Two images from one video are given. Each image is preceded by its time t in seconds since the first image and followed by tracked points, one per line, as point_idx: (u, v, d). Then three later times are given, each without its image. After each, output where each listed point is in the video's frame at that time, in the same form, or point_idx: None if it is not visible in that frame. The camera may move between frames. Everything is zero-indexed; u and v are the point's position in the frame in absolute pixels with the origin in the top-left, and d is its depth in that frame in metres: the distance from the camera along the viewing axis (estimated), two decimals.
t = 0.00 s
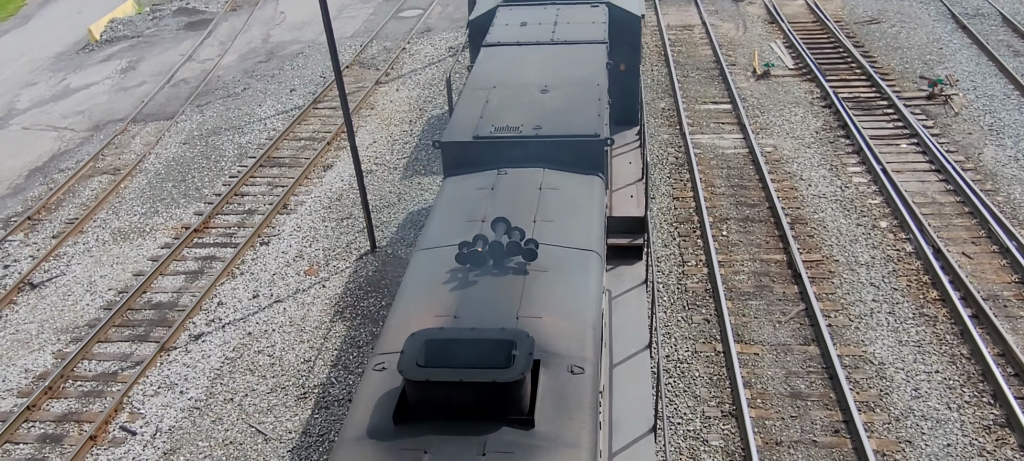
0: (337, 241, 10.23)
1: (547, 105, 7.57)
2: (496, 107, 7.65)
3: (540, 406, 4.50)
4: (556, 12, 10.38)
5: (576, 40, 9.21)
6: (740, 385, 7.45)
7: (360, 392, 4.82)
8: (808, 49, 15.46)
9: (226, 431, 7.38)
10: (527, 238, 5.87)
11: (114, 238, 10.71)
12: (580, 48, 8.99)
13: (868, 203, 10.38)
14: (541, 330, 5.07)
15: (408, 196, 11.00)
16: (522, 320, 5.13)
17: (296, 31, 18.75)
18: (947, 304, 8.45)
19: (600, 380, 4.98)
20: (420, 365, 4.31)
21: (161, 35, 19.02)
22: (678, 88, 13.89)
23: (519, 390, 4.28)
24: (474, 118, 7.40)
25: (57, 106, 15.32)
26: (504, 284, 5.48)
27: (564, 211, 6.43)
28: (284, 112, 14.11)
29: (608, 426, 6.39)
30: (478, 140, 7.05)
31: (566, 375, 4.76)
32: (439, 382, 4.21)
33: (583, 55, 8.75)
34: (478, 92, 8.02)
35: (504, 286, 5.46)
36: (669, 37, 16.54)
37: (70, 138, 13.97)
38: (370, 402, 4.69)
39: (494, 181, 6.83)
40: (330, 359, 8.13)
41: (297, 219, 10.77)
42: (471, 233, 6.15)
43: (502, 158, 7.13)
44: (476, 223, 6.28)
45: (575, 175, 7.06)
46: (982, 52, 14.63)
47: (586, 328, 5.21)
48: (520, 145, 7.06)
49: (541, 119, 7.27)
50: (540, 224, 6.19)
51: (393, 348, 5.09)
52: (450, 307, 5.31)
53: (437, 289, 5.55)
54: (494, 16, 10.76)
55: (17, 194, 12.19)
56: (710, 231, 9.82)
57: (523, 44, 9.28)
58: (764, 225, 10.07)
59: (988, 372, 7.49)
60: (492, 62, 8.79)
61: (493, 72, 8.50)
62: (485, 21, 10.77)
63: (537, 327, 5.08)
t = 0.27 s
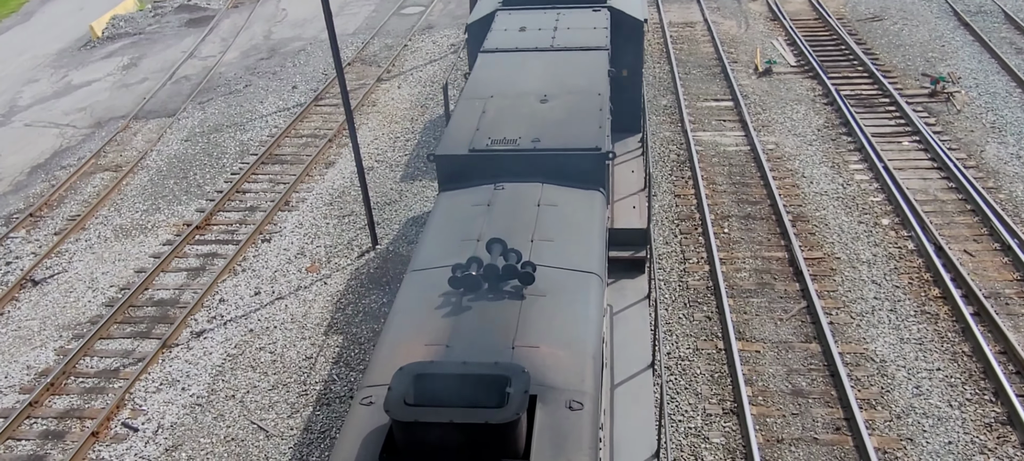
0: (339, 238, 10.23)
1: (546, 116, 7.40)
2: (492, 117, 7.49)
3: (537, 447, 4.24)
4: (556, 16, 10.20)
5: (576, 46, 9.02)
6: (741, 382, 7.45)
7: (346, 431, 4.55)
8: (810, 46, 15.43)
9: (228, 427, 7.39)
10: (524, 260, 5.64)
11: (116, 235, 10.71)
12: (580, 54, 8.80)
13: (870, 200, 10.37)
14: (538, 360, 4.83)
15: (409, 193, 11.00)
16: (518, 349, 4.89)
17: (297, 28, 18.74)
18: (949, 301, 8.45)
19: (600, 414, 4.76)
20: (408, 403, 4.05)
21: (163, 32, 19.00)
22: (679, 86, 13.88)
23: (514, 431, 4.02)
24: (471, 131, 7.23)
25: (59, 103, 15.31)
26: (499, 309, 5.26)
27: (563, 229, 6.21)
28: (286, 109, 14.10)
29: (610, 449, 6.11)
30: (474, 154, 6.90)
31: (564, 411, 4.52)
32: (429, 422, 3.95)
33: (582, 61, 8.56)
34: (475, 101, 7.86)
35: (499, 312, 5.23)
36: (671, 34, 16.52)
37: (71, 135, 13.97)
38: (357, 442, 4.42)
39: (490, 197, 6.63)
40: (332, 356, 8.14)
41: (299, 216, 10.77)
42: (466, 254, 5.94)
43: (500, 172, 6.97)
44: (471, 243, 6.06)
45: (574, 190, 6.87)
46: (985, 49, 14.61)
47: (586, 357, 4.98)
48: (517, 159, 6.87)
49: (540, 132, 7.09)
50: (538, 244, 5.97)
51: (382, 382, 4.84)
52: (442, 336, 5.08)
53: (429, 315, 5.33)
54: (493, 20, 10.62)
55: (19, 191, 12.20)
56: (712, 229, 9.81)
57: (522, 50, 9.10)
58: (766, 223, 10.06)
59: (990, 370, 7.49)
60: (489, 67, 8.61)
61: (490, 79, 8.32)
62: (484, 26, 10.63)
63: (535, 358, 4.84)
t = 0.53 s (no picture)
0: (340, 235, 10.24)
1: (544, 130, 7.21)
2: (488, 131, 7.28)
3: None
4: (556, 21, 9.99)
5: (576, 54, 8.81)
6: (742, 379, 7.45)
7: None
8: (812, 44, 15.41)
9: (229, 425, 7.39)
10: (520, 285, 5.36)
11: (117, 233, 10.72)
12: (579, 63, 8.58)
13: (871, 198, 10.36)
14: (533, 395, 4.55)
15: (410, 191, 11.00)
16: (512, 382, 4.62)
17: (298, 25, 18.72)
18: (950, 299, 8.44)
19: (601, 453, 4.47)
20: (394, 447, 4.05)
21: (164, 30, 18.99)
22: (681, 84, 13.86)
23: None
24: (467, 144, 7.04)
25: (60, 101, 15.31)
26: (493, 338, 4.99)
27: (561, 249, 5.96)
28: (287, 106, 14.10)
29: None
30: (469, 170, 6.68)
31: (561, 452, 4.23)
32: None
33: (582, 70, 8.37)
34: (471, 114, 7.65)
35: (493, 341, 4.95)
36: (672, 32, 16.50)
37: (72, 132, 13.97)
38: None
39: (485, 215, 6.38)
40: (333, 354, 8.14)
41: (300, 214, 10.77)
42: (459, 276, 5.67)
43: (497, 187, 6.77)
44: (465, 264, 5.79)
45: (573, 206, 6.63)
46: (986, 47, 14.59)
47: (585, 392, 4.69)
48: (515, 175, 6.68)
49: (538, 146, 6.89)
50: (534, 267, 5.70)
51: (366, 418, 4.56)
52: (433, 367, 4.80)
53: (419, 344, 5.05)
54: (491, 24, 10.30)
55: (20, 188, 12.20)
56: (713, 227, 9.81)
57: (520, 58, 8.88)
58: (767, 221, 10.06)
59: (991, 368, 7.49)
60: (486, 77, 8.43)
61: (488, 88, 8.13)
62: (482, 30, 10.27)
63: (531, 393, 4.56)
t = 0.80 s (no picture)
0: (340, 234, 10.24)
1: (542, 143, 6.84)
2: (484, 144, 6.91)
3: None
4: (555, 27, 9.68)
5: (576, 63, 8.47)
6: (742, 378, 7.45)
7: None
8: (813, 42, 15.40)
9: (230, 423, 7.40)
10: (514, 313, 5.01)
11: (119, 231, 10.72)
12: (579, 72, 8.24)
13: (872, 196, 10.35)
14: (528, 436, 4.19)
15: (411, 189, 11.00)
16: (506, 421, 4.26)
17: (299, 24, 18.72)
18: (951, 297, 8.44)
19: None
20: None
21: (165, 28, 18.99)
22: (682, 82, 13.86)
23: None
24: (460, 158, 6.67)
25: (62, 99, 15.32)
26: (485, 371, 4.64)
27: (559, 272, 5.58)
28: (288, 105, 14.10)
29: None
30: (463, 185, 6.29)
31: None
32: None
33: (583, 80, 8.02)
34: (466, 125, 7.28)
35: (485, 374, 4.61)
36: (674, 30, 16.50)
37: (74, 131, 13.98)
38: None
39: (479, 234, 6.02)
40: (334, 352, 8.14)
41: (301, 213, 10.78)
42: (450, 302, 5.31)
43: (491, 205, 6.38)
44: (456, 288, 5.43)
45: (572, 226, 6.25)
46: (987, 45, 14.57)
47: (583, 433, 4.32)
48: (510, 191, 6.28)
49: (535, 162, 6.52)
50: (529, 291, 5.34)
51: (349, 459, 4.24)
52: (420, 403, 4.47)
53: (406, 377, 4.72)
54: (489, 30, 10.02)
55: (22, 187, 12.21)
56: (713, 225, 9.81)
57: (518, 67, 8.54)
58: (768, 219, 10.05)
59: (992, 366, 7.49)
60: (483, 87, 8.11)
61: (484, 99, 7.80)
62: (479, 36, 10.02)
63: (525, 434, 4.20)
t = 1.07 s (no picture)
0: (341, 232, 10.24)
1: (539, 161, 6.55)
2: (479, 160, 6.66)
3: None
4: (554, 34, 9.54)
5: (574, 71, 8.32)
6: (743, 376, 7.46)
7: None
8: (814, 40, 15.38)
9: (231, 422, 7.40)
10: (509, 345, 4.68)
11: (120, 230, 10.73)
12: (576, 83, 8.03)
13: (873, 195, 10.35)
14: None
15: (413, 187, 11.00)
16: None
17: (300, 22, 18.71)
18: (952, 296, 8.44)
19: None
20: None
21: (165, 26, 18.98)
22: (683, 80, 13.85)
23: None
24: (455, 177, 6.39)
25: (62, 98, 15.31)
26: (478, 411, 4.33)
27: (555, 296, 5.27)
28: (289, 103, 14.10)
29: None
30: (456, 205, 6.01)
31: None
32: None
33: (582, 93, 7.77)
34: (461, 141, 7.04)
35: (477, 415, 4.30)
36: (674, 28, 16.48)
37: (75, 130, 13.97)
38: None
39: (473, 256, 5.70)
40: (335, 351, 8.15)
41: (302, 211, 10.78)
42: (441, 331, 4.99)
43: (486, 225, 6.08)
44: (448, 316, 5.11)
45: (570, 244, 5.94)
46: (989, 43, 14.56)
47: None
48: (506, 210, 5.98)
49: (532, 180, 6.22)
50: (525, 319, 5.02)
51: None
52: (409, 447, 4.15)
53: (394, 417, 4.40)
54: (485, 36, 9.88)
55: (23, 185, 12.21)
56: (715, 223, 9.81)
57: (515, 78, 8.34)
58: (769, 217, 10.05)
59: (993, 364, 7.48)
60: (479, 100, 7.86)
61: (480, 113, 7.55)
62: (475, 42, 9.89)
63: None
